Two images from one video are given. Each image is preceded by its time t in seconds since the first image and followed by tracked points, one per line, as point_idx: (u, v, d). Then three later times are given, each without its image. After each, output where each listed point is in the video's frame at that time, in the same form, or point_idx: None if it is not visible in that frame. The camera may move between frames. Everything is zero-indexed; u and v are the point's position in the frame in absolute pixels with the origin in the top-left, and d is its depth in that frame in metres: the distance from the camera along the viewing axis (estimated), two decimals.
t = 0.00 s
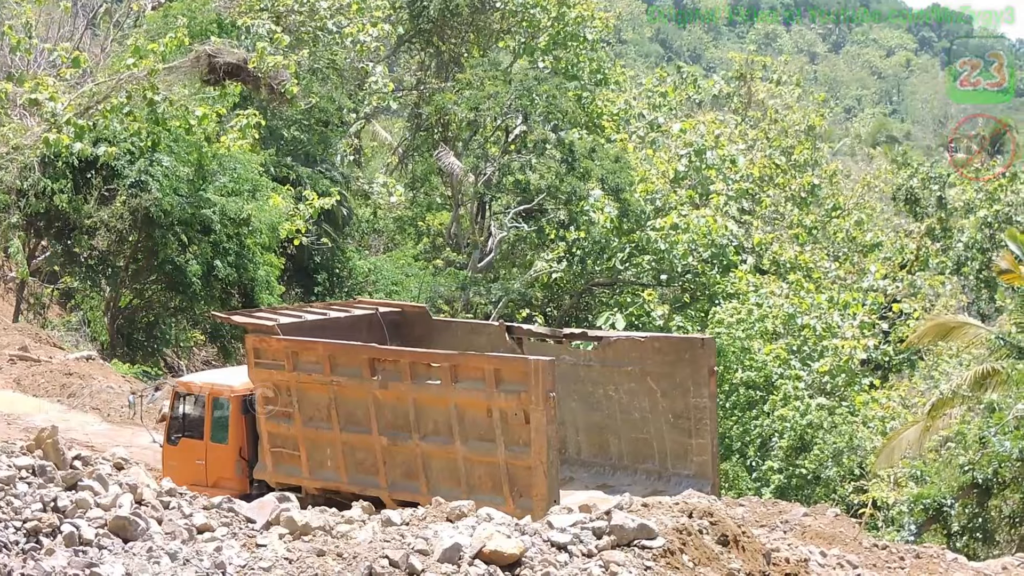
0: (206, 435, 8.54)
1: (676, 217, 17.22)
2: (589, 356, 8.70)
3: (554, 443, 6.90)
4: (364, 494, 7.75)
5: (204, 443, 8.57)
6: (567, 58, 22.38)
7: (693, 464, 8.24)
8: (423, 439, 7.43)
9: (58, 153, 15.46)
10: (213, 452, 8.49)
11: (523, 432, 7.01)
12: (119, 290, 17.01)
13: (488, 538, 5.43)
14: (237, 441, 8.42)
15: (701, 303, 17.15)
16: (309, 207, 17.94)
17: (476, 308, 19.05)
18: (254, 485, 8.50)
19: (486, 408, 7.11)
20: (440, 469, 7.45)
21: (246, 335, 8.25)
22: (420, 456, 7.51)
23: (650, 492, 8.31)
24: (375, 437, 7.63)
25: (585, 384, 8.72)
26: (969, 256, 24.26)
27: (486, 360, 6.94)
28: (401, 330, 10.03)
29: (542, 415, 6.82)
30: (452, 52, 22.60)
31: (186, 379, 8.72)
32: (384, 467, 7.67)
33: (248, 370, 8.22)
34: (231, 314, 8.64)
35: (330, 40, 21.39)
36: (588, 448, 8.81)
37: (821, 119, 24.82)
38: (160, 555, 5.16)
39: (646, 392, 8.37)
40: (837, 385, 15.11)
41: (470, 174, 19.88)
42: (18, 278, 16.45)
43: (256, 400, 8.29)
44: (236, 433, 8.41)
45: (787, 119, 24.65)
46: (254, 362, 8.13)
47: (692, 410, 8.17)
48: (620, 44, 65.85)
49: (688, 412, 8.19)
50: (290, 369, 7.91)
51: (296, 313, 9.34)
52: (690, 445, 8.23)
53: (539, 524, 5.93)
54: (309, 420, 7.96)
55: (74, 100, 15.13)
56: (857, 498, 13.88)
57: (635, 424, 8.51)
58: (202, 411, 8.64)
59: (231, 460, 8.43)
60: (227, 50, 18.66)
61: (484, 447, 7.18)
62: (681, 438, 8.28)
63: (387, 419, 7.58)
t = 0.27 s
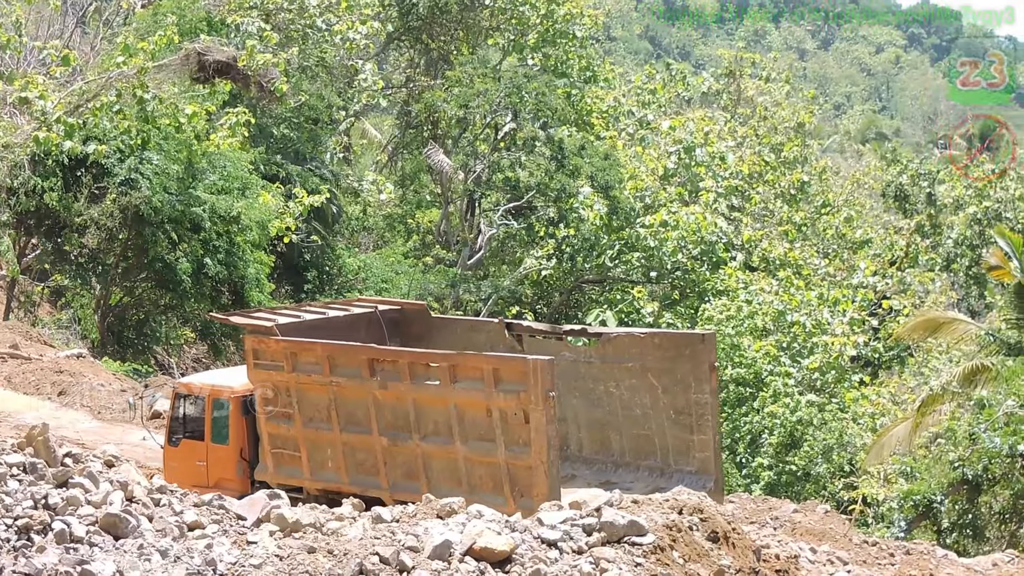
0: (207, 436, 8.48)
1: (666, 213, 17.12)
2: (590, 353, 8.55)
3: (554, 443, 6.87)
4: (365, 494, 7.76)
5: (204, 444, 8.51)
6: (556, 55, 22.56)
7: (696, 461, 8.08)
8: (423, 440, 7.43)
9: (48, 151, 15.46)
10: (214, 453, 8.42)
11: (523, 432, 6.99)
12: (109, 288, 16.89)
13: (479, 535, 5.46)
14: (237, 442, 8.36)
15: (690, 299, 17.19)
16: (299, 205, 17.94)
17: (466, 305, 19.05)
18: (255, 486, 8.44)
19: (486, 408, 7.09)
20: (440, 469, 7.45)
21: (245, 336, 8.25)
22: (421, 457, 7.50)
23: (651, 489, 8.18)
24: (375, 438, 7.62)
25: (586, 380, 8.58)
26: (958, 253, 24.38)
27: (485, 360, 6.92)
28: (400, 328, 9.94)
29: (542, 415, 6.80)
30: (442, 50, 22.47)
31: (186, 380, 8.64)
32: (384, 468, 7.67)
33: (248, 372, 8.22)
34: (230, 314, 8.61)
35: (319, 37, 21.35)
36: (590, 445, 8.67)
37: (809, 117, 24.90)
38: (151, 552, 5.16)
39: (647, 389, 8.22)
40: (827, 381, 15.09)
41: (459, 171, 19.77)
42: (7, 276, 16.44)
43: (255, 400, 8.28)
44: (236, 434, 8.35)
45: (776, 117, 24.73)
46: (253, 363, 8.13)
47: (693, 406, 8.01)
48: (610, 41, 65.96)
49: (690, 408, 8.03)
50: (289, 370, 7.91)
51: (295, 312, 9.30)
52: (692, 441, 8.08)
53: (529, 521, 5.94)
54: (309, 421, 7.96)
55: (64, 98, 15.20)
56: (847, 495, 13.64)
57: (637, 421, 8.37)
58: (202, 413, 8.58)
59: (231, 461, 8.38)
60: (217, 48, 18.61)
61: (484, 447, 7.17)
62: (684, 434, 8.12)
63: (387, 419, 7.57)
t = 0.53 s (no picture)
0: (211, 437, 8.52)
1: (657, 211, 17.28)
2: (598, 352, 8.52)
3: (563, 439, 6.85)
4: (372, 493, 7.75)
5: (209, 445, 8.54)
6: (547, 53, 22.32)
7: (704, 459, 8.13)
8: (430, 438, 7.43)
9: (39, 150, 15.42)
10: (219, 453, 8.46)
11: (531, 429, 6.99)
12: (100, 286, 16.84)
13: (471, 533, 5.46)
14: (242, 442, 8.38)
15: (682, 297, 17.19)
16: (291, 203, 17.93)
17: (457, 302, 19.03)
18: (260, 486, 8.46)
19: (494, 405, 7.09)
20: (447, 468, 7.44)
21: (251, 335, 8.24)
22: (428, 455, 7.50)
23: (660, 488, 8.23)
24: (382, 436, 7.63)
25: (593, 379, 8.58)
26: (949, 250, 24.46)
27: (493, 356, 6.93)
28: (406, 327, 10.00)
29: (550, 411, 6.78)
30: (433, 48, 22.60)
31: (191, 381, 8.69)
32: (391, 467, 7.66)
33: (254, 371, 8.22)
34: (235, 314, 8.59)
35: (310, 35, 21.31)
36: (597, 444, 8.73)
37: (801, 114, 24.90)
38: (143, 550, 5.16)
39: (655, 388, 8.23)
40: (819, 379, 15.00)
41: (450, 169, 19.75)
42: None
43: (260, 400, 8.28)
44: (240, 435, 8.36)
45: (767, 114, 24.75)
46: (259, 363, 8.12)
47: (701, 405, 8.04)
48: (601, 38, 66.00)
49: (698, 407, 8.06)
50: (296, 369, 7.92)
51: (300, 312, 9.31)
52: (701, 440, 8.12)
53: (522, 519, 5.95)
54: (315, 420, 7.97)
55: (56, 96, 15.18)
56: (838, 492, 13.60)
57: (645, 420, 8.40)
58: (206, 413, 8.62)
59: (236, 462, 8.40)
60: (208, 46, 18.49)
61: (492, 444, 7.17)
62: (692, 433, 8.17)
63: (394, 418, 7.58)
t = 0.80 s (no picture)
0: (217, 437, 8.53)
1: (648, 210, 17.31)
2: (606, 352, 8.36)
3: (570, 436, 6.83)
4: (377, 492, 7.69)
5: (214, 446, 8.55)
6: (538, 51, 22.38)
7: (712, 460, 7.96)
8: (437, 436, 7.37)
9: (30, 148, 15.38)
10: (224, 454, 8.46)
11: (539, 426, 6.97)
12: (91, 284, 16.79)
13: (461, 531, 5.47)
14: (247, 443, 8.38)
15: (673, 295, 17.17)
16: (281, 201, 17.90)
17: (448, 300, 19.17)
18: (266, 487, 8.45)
19: (501, 402, 7.06)
20: (454, 465, 7.39)
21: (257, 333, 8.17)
22: (434, 453, 7.45)
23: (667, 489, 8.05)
24: (388, 434, 7.57)
25: (601, 379, 8.40)
26: (940, 249, 24.55)
27: (501, 353, 6.90)
28: (414, 329, 9.92)
29: (558, 407, 6.78)
30: (424, 46, 22.61)
31: (197, 383, 8.69)
32: (397, 465, 7.60)
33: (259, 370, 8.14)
34: (241, 313, 8.54)
35: (301, 33, 21.24)
36: (605, 446, 8.55)
37: (792, 113, 24.95)
38: (133, 549, 5.15)
39: (663, 388, 8.06)
40: (810, 377, 15.01)
41: (442, 167, 19.92)
42: None
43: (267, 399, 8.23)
44: (246, 435, 8.37)
45: (758, 113, 24.80)
46: (265, 362, 8.06)
47: (710, 404, 7.88)
48: (592, 37, 66.10)
49: (707, 406, 7.89)
50: (302, 368, 7.85)
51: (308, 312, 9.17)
52: (709, 440, 7.95)
53: (512, 517, 5.95)
54: (321, 419, 7.90)
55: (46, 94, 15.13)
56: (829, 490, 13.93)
57: (653, 420, 8.23)
58: (212, 414, 8.63)
59: (242, 462, 8.40)
60: (199, 44, 18.35)
61: (500, 441, 7.13)
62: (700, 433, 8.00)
63: (400, 416, 7.52)
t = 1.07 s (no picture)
0: (223, 438, 8.49)
1: (640, 207, 17.24)
2: (613, 350, 8.32)
3: (576, 432, 6.94)
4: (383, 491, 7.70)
5: (220, 446, 8.51)
6: (530, 49, 22.30)
7: (720, 459, 7.92)
8: (443, 434, 7.40)
9: (21, 145, 15.32)
10: (231, 453, 8.42)
11: (545, 423, 7.04)
12: (83, 282, 16.70)
13: (453, 529, 5.47)
14: (253, 442, 8.33)
15: (665, 293, 17.11)
16: (273, 199, 17.90)
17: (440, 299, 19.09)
18: (271, 487, 8.39)
19: (508, 399, 7.12)
20: (460, 463, 7.43)
21: (263, 332, 8.17)
22: (440, 451, 7.48)
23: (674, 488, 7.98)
24: (394, 433, 7.59)
25: (608, 379, 8.37)
26: (932, 247, 24.55)
27: (508, 349, 6.98)
28: (421, 329, 9.91)
29: (564, 404, 6.87)
30: (416, 44, 22.62)
31: (204, 382, 8.66)
32: (404, 464, 7.62)
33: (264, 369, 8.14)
34: (248, 312, 8.57)
35: (293, 31, 21.08)
36: (612, 446, 8.50)
37: (784, 110, 24.99)
38: (125, 546, 5.13)
39: (671, 386, 8.02)
40: (802, 375, 15.09)
41: (433, 165, 20.02)
42: None
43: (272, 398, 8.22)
44: (252, 434, 8.32)
45: (751, 111, 24.83)
46: (270, 360, 8.05)
47: (718, 403, 7.82)
48: (584, 35, 66.16)
49: (715, 405, 7.84)
50: (308, 366, 7.85)
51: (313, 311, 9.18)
52: (717, 439, 7.90)
53: (504, 515, 5.96)
54: (326, 419, 7.90)
55: (38, 92, 15.08)
56: (821, 488, 14.06)
57: (660, 419, 8.19)
58: (217, 414, 8.61)
59: (248, 462, 8.34)
60: (191, 41, 18.37)
61: (506, 439, 7.19)
62: (707, 432, 7.94)
63: (407, 414, 7.55)
